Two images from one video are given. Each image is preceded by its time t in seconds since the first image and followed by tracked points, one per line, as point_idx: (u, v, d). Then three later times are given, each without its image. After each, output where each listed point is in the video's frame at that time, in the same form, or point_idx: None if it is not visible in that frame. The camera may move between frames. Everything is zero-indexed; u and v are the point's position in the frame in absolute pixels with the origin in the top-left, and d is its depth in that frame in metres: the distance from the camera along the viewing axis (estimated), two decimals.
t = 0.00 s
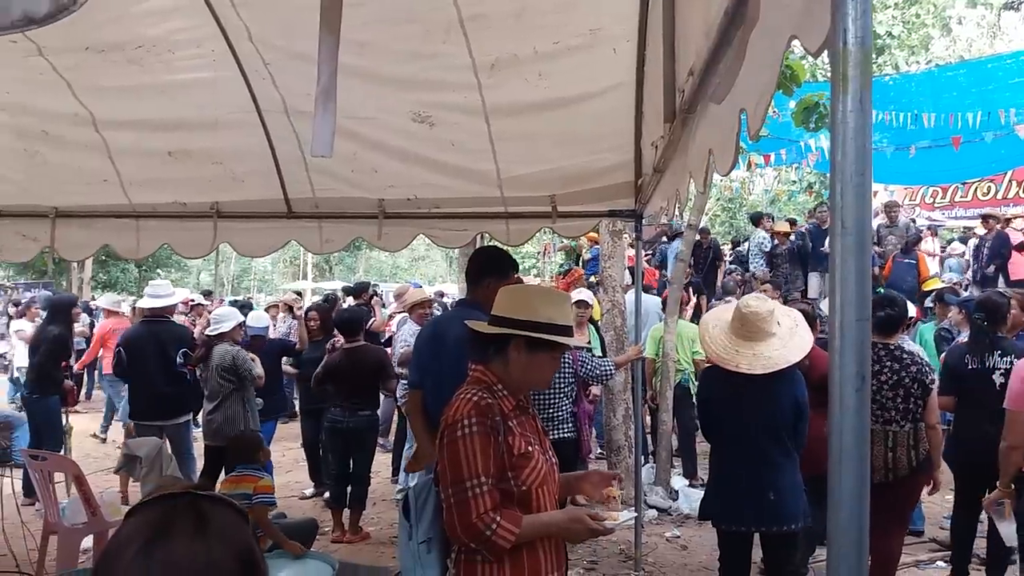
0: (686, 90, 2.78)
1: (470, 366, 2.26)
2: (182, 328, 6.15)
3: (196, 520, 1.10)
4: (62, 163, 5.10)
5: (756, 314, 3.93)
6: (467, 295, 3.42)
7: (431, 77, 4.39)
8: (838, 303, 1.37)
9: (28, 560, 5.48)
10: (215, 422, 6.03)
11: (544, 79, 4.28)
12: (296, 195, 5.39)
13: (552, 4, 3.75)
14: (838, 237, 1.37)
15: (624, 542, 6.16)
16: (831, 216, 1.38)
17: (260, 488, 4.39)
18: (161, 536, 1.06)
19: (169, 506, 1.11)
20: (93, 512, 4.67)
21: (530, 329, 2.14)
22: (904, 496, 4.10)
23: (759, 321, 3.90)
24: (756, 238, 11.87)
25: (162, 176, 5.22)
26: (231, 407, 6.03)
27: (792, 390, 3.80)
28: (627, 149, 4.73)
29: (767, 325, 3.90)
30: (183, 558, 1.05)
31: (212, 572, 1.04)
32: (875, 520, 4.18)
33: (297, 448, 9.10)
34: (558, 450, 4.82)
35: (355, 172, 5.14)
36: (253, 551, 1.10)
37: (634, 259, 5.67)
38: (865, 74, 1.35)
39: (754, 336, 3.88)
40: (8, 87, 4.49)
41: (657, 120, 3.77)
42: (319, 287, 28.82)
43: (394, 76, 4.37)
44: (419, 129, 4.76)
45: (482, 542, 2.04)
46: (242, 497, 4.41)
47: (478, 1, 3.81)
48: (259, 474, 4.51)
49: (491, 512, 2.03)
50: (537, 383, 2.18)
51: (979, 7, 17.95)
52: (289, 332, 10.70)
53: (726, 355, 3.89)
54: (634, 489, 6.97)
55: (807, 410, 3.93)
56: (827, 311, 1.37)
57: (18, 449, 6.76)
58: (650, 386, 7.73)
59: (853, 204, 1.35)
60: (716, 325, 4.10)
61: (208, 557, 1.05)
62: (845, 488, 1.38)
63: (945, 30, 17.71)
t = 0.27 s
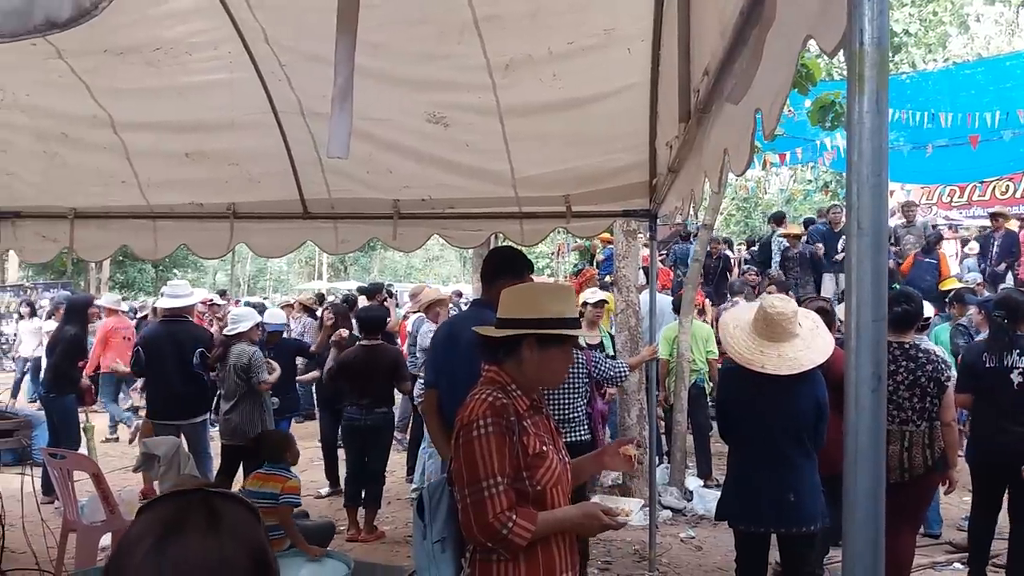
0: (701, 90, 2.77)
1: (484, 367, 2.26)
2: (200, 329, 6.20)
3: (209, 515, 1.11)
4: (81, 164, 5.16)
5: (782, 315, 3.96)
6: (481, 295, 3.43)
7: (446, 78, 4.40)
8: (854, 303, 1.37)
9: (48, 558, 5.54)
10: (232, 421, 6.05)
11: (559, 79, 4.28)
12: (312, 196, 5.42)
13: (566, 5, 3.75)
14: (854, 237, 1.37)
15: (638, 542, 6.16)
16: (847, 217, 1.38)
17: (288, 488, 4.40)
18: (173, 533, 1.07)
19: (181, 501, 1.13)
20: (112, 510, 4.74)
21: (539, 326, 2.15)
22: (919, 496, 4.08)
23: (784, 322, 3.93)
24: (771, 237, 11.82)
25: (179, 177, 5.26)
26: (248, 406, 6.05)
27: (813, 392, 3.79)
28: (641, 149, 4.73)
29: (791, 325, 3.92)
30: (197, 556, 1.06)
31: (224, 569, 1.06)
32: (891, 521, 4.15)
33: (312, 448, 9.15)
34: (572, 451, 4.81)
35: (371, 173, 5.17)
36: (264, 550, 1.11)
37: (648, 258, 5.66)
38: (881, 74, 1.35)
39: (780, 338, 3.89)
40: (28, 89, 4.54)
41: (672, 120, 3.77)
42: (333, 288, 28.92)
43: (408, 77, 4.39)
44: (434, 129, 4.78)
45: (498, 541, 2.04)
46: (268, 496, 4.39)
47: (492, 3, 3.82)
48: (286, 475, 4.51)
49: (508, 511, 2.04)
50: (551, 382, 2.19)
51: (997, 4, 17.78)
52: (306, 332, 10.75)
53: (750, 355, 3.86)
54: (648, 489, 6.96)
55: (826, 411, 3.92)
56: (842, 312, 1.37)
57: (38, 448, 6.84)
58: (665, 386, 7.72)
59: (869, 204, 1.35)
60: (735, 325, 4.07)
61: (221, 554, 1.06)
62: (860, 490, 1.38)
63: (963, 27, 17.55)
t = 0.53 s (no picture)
0: (712, 90, 2.77)
1: (493, 367, 2.27)
2: (213, 329, 6.25)
3: (196, 512, 1.12)
4: (95, 165, 5.20)
5: (799, 315, 3.94)
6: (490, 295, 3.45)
7: (456, 78, 4.41)
8: (863, 304, 1.37)
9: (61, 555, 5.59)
10: (245, 420, 6.03)
11: (569, 80, 4.28)
12: (323, 196, 5.44)
13: (577, 5, 3.76)
14: (865, 238, 1.37)
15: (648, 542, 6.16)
16: (857, 218, 1.38)
17: (313, 486, 4.40)
18: (161, 530, 1.08)
19: (169, 498, 1.14)
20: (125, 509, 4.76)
21: (542, 321, 2.17)
22: (930, 496, 4.06)
23: (801, 322, 3.90)
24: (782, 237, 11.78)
25: (192, 177, 5.29)
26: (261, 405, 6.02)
27: (829, 393, 3.78)
28: (652, 149, 4.73)
29: (808, 325, 3.91)
30: (185, 552, 1.07)
31: (212, 565, 1.07)
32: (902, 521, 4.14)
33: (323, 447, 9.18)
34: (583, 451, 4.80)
35: (382, 173, 5.19)
36: (251, 547, 1.13)
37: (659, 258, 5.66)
38: (891, 76, 1.35)
39: (798, 339, 3.87)
40: (42, 90, 4.58)
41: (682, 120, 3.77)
42: (344, 288, 28.99)
43: (419, 77, 4.40)
44: (445, 130, 4.79)
45: (507, 539, 2.05)
46: (296, 496, 4.46)
47: (502, 3, 3.83)
48: (311, 472, 4.51)
49: (517, 510, 2.04)
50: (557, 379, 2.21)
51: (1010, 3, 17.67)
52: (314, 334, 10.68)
53: (768, 356, 3.84)
54: (658, 489, 6.96)
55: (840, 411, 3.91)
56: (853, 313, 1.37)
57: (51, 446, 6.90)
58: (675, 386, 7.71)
59: (879, 204, 1.35)
60: (752, 327, 4.05)
61: (209, 550, 1.08)
62: (870, 490, 1.38)
63: (975, 26, 17.46)
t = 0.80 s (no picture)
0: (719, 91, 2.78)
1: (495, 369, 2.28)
2: (222, 329, 6.28)
3: (185, 508, 1.13)
4: (104, 166, 5.24)
5: (807, 316, 3.99)
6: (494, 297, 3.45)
7: (463, 79, 4.42)
8: (869, 305, 1.37)
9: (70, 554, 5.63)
10: (253, 421, 5.99)
11: (576, 80, 4.28)
12: (330, 197, 5.46)
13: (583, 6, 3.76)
14: (870, 238, 1.37)
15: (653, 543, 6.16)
16: (863, 218, 1.39)
17: (329, 486, 4.45)
18: (155, 529, 1.09)
19: (156, 496, 1.15)
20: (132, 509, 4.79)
21: (540, 319, 2.17)
22: (940, 498, 4.06)
23: (809, 322, 3.95)
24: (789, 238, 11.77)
25: (199, 178, 5.32)
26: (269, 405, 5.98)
27: (835, 393, 3.78)
28: (658, 149, 4.73)
29: (816, 325, 3.95)
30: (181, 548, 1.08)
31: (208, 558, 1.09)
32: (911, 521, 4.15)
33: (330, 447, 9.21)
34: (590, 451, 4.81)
35: (389, 174, 5.22)
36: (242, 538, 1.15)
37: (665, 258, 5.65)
38: (897, 77, 1.35)
39: (806, 338, 3.91)
40: (51, 92, 4.61)
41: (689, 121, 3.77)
42: (350, 288, 29.06)
43: (426, 78, 4.41)
44: (451, 130, 4.80)
45: (511, 540, 2.06)
46: (312, 497, 4.49)
47: (509, 4, 3.84)
48: (327, 472, 4.56)
49: (520, 510, 2.05)
50: (557, 377, 2.23)
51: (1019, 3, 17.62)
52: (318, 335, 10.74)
53: (780, 355, 3.84)
54: (664, 490, 6.95)
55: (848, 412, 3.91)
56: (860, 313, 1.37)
57: (60, 446, 6.93)
58: (681, 387, 7.72)
59: (884, 205, 1.36)
60: (760, 329, 4.06)
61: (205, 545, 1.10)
62: (876, 489, 1.39)
63: (983, 26, 17.42)
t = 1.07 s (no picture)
0: (723, 90, 2.77)
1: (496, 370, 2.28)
2: (227, 328, 6.29)
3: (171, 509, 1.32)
4: (109, 167, 5.26)
5: (812, 314, 4.00)
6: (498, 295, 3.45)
7: (467, 79, 4.42)
8: (872, 306, 1.37)
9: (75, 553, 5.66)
10: (253, 421, 6.03)
11: (580, 80, 4.28)
12: (334, 197, 5.47)
13: (588, 6, 3.76)
14: (874, 238, 1.37)
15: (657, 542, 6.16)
16: (866, 218, 1.38)
17: (338, 486, 4.46)
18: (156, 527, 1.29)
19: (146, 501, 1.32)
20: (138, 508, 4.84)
21: (543, 318, 2.18)
22: (943, 495, 4.06)
23: (815, 321, 3.96)
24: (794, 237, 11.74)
25: (204, 178, 5.33)
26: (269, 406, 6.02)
27: (839, 393, 3.78)
28: (662, 149, 4.72)
29: (821, 323, 3.97)
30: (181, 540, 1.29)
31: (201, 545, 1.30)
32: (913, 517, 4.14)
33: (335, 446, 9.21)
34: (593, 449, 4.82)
35: (393, 174, 5.22)
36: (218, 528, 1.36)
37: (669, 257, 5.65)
38: (901, 78, 1.35)
39: (811, 335, 3.92)
40: (57, 93, 4.63)
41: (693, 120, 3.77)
42: (354, 288, 29.08)
43: (430, 79, 4.42)
44: (455, 130, 4.81)
45: (511, 541, 2.06)
46: (321, 497, 4.50)
47: (513, 4, 3.85)
48: (336, 472, 4.57)
49: (521, 512, 2.05)
50: (558, 376, 2.23)
51: None
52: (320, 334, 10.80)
53: (789, 355, 3.82)
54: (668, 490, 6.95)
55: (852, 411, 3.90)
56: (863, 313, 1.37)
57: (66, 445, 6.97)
58: (685, 387, 7.71)
59: (887, 204, 1.36)
60: (764, 328, 4.05)
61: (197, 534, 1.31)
62: (879, 488, 1.39)
63: (989, 25, 17.37)
